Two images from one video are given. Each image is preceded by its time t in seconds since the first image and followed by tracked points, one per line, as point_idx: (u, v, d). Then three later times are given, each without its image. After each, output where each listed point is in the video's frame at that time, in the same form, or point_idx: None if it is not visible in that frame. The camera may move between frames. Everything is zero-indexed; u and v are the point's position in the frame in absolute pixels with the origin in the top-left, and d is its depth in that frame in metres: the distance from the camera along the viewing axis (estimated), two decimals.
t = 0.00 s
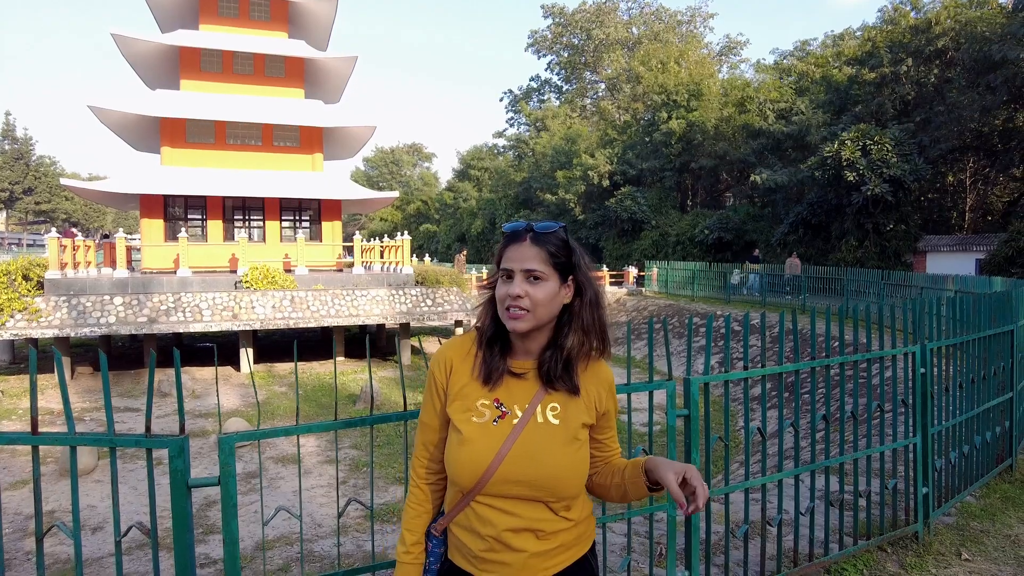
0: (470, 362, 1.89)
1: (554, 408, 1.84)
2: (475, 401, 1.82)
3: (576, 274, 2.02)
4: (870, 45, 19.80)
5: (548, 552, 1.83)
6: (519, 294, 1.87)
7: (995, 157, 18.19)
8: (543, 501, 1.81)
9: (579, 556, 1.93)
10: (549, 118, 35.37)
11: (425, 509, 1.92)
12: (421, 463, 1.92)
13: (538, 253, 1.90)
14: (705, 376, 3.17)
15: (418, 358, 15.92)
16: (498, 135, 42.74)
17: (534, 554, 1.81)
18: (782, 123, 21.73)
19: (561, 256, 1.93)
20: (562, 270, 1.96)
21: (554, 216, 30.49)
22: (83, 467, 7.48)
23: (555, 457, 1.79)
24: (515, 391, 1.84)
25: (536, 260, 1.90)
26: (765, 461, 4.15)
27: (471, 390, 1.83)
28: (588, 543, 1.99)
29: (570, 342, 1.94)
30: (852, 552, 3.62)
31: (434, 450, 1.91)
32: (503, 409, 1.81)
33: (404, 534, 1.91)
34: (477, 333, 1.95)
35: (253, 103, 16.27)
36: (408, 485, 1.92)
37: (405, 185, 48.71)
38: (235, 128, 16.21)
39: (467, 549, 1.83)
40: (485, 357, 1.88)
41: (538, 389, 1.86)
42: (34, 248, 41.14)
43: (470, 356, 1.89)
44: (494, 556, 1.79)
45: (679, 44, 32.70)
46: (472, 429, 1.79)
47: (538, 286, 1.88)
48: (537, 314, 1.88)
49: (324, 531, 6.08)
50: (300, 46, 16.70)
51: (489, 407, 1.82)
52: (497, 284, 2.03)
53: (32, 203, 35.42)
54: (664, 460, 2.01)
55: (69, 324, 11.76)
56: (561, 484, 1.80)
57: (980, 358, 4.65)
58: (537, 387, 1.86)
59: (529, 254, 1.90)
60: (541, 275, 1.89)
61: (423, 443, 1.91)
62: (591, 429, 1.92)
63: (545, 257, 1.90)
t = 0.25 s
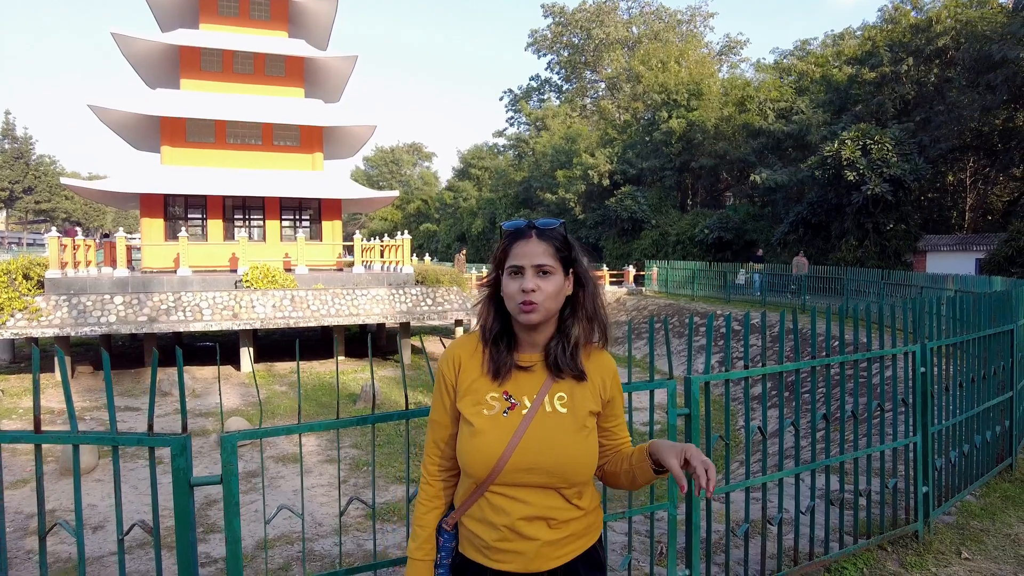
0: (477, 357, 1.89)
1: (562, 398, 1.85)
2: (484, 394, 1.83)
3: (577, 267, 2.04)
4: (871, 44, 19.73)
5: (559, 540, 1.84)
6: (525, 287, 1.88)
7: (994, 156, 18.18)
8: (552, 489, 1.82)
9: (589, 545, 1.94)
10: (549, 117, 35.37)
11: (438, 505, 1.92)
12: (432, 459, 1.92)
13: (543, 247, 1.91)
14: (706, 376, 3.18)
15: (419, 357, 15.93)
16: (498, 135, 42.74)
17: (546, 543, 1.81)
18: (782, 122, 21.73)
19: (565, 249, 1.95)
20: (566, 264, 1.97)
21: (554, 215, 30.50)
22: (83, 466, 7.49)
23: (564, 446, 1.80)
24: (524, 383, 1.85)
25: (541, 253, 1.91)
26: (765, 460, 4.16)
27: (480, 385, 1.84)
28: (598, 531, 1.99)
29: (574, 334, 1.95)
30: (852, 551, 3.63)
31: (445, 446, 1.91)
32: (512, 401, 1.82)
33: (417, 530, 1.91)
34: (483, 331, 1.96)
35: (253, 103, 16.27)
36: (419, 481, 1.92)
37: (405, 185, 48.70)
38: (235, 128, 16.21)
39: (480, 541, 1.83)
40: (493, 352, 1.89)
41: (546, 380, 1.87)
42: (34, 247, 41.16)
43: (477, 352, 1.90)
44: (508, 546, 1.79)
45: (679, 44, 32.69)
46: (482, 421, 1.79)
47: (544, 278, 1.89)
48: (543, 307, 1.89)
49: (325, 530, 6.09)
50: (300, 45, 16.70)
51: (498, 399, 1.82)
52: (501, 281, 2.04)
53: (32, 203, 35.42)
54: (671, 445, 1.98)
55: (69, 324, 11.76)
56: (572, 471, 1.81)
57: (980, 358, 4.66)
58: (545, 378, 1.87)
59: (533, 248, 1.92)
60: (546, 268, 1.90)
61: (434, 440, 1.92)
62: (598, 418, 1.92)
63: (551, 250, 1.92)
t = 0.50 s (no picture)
0: (484, 354, 1.90)
1: (564, 396, 1.85)
2: (488, 391, 1.84)
3: (584, 269, 2.05)
4: (873, 42, 19.67)
5: (562, 534, 1.84)
6: (532, 285, 1.89)
7: (996, 156, 18.17)
8: (555, 484, 1.82)
9: (591, 540, 1.93)
10: (550, 116, 35.38)
11: (443, 500, 1.93)
12: (437, 454, 1.93)
13: (550, 247, 1.92)
14: (707, 375, 3.17)
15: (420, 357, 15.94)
16: (499, 134, 42.73)
17: (550, 537, 1.82)
18: (783, 122, 21.73)
19: (572, 249, 1.95)
20: (572, 264, 1.98)
21: (555, 215, 30.51)
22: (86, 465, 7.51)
23: (568, 442, 1.80)
24: (527, 380, 1.86)
25: (548, 253, 1.91)
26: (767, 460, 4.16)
27: (485, 381, 1.85)
28: (601, 526, 1.99)
29: (580, 334, 1.96)
30: (853, 550, 3.63)
31: (450, 442, 1.92)
32: (516, 398, 1.83)
33: (421, 525, 1.91)
34: (490, 328, 1.97)
35: (254, 102, 16.28)
36: (425, 477, 1.94)
37: (406, 184, 48.74)
38: (237, 127, 16.23)
39: (484, 535, 1.84)
40: (499, 349, 1.90)
41: (549, 378, 1.87)
42: (36, 246, 41.23)
43: (483, 349, 1.91)
44: (511, 541, 1.80)
45: (680, 43, 32.68)
46: (485, 418, 1.80)
47: (551, 278, 1.89)
48: (549, 305, 1.89)
49: (327, 529, 6.10)
50: (301, 44, 16.71)
51: (503, 396, 1.83)
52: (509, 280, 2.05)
53: (34, 202, 35.50)
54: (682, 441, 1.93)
55: (71, 323, 11.78)
56: (575, 467, 1.81)
57: (981, 357, 4.66)
58: (548, 375, 1.88)
59: (540, 248, 1.92)
60: (553, 268, 1.90)
61: (439, 437, 1.93)
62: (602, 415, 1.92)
63: (558, 251, 1.92)
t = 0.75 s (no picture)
0: (493, 350, 1.91)
1: (571, 389, 1.86)
2: (498, 385, 1.85)
3: (595, 269, 2.06)
4: (875, 41, 19.56)
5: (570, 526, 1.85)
6: (544, 280, 1.89)
7: (999, 155, 18.14)
8: (563, 476, 1.82)
9: (597, 533, 1.94)
10: (552, 116, 35.37)
11: (450, 495, 1.94)
12: (446, 449, 1.94)
13: (563, 244, 1.93)
14: (709, 374, 3.17)
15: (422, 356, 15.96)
16: (501, 134, 42.70)
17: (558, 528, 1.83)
18: (786, 122, 21.70)
19: (584, 247, 1.96)
20: (584, 261, 1.99)
21: (557, 214, 30.51)
22: (89, 464, 7.53)
23: (576, 436, 1.80)
24: (535, 374, 1.87)
25: (562, 249, 1.92)
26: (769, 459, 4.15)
27: (495, 375, 1.87)
28: (607, 520, 2.00)
29: (590, 330, 1.96)
30: (855, 549, 3.64)
31: (458, 437, 1.93)
32: (525, 392, 1.83)
33: (428, 519, 1.92)
34: (500, 323, 1.98)
35: (256, 102, 16.30)
36: (433, 471, 1.94)
37: (408, 184, 48.77)
38: (239, 127, 16.27)
39: (492, 528, 1.85)
40: (508, 344, 1.91)
41: (557, 372, 1.88)
42: (38, 246, 41.28)
43: (494, 344, 1.92)
44: (520, 533, 1.81)
45: (682, 42, 32.63)
46: (494, 410, 1.81)
47: (564, 273, 1.90)
48: (561, 300, 1.90)
49: (329, 528, 6.11)
50: (303, 44, 16.72)
51: (512, 390, 1.84)
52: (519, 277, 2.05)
53: (36, 202, 35.53)
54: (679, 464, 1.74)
55: (74, 322, 11.80)
56: (583, 461, 1.81)
57: (983, 357, 4.65)
58: (556, 370, 1.88)
59: (554, 244, 1.93)
60: (566, 264, 1.91)
61: (448, 431, 1.93)
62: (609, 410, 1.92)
63: (571, 247, 1.93)
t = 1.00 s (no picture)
0: (496, 347, 1.92)
1: (572, 390, 1.85)
2: (498, 382, 1.87)
3: (601, 268, 2.05)
4: (878, 40, 19.50)
5: (567, 525, 1.85)
6: (545, 278, 1.90)
7: (1003, 155, 18.08)
8: (561, 476, 1.82)
9: (598, 534, 1.92)
10: (555, 116, 35.38)
11: (453, 488, 1.96)
12: (449, 442, 1.96)
13: (566, 241, 1.94)
14: (713, 373, 3.18)
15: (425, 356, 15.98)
16: (503, 133, 42.71)
17: (556, 526, 1.83)
18: (789, 121, 21.67)
19: (588, 245, 1.96)
20: (588, 259, 1.98)
21: (560, 214, 30.52)
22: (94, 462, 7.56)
23: (575, 435, 1.80)
24: (537, 373, 1.87)
25: (563, 247, 1.93)
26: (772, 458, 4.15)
27: (496, 372, 1.88)
28: (610, 520, 1.98)
29: (595, 330, 1.95)
30: (858, 549, 3.63)
31: (461, 431, 1.95)
32: (525, 390, 1.84)
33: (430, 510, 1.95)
34: (504, 321, 1.99)
35: (259, 102, 16.33)
36: (436, 464, 1.97)
37: (410, 184, 48.81)
38: (242, 127, 16.30)
39: (492, 523, 1.86)
40: (511, 342, 1.92)
41: (558, 371, 1.88)
42: (43, 246, 41.47)
43: (496, 341, 1.93)
44: (516, 528, 1.82)
45: (685, 42, 32.60)
46: (495, 407, 1.83)
47: (566, 271, 1.90)
48: (562, 298, 1.90)
49: (332, 528, 6.12)
50: (306, 44, 16.74)
51: (511, 387, 1.85)
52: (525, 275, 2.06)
53: (41, 202, 35.69)
54: None
55: (78, 322, 11.86)
56: (582, 461, 1.81)
57: (987, 357, 4.64)
58: (557, 369, 1.88)
59: (556, 242, 1.94)
60: (568, 262, 1.92)
61: (451, 426, 1.95)
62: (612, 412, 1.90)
63: (573, 245, 1.94)
